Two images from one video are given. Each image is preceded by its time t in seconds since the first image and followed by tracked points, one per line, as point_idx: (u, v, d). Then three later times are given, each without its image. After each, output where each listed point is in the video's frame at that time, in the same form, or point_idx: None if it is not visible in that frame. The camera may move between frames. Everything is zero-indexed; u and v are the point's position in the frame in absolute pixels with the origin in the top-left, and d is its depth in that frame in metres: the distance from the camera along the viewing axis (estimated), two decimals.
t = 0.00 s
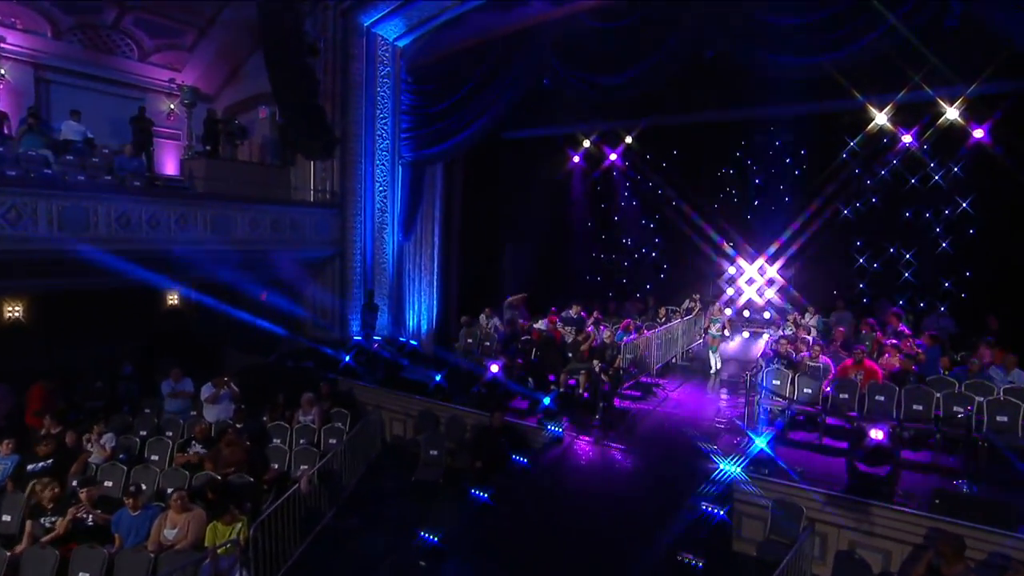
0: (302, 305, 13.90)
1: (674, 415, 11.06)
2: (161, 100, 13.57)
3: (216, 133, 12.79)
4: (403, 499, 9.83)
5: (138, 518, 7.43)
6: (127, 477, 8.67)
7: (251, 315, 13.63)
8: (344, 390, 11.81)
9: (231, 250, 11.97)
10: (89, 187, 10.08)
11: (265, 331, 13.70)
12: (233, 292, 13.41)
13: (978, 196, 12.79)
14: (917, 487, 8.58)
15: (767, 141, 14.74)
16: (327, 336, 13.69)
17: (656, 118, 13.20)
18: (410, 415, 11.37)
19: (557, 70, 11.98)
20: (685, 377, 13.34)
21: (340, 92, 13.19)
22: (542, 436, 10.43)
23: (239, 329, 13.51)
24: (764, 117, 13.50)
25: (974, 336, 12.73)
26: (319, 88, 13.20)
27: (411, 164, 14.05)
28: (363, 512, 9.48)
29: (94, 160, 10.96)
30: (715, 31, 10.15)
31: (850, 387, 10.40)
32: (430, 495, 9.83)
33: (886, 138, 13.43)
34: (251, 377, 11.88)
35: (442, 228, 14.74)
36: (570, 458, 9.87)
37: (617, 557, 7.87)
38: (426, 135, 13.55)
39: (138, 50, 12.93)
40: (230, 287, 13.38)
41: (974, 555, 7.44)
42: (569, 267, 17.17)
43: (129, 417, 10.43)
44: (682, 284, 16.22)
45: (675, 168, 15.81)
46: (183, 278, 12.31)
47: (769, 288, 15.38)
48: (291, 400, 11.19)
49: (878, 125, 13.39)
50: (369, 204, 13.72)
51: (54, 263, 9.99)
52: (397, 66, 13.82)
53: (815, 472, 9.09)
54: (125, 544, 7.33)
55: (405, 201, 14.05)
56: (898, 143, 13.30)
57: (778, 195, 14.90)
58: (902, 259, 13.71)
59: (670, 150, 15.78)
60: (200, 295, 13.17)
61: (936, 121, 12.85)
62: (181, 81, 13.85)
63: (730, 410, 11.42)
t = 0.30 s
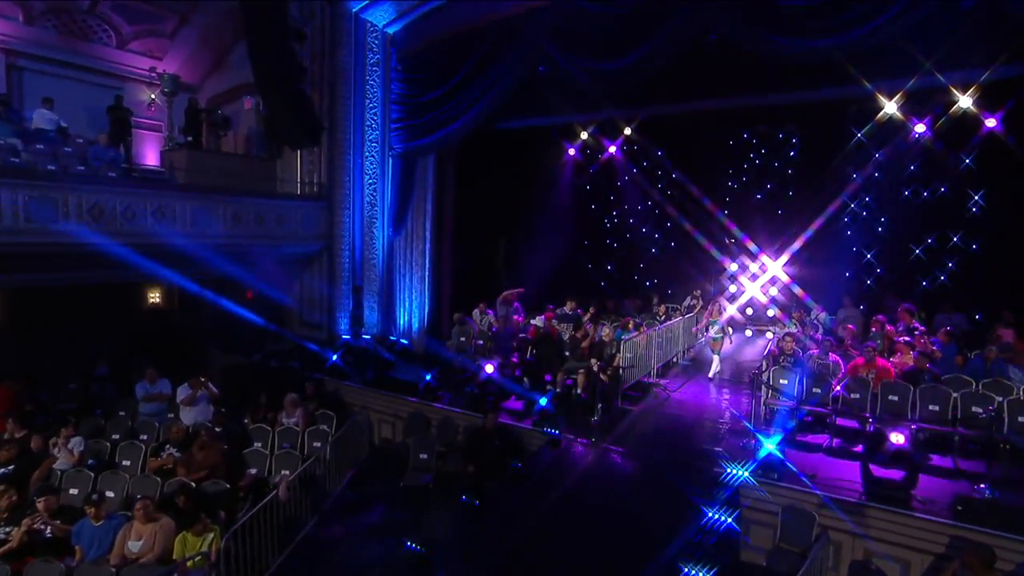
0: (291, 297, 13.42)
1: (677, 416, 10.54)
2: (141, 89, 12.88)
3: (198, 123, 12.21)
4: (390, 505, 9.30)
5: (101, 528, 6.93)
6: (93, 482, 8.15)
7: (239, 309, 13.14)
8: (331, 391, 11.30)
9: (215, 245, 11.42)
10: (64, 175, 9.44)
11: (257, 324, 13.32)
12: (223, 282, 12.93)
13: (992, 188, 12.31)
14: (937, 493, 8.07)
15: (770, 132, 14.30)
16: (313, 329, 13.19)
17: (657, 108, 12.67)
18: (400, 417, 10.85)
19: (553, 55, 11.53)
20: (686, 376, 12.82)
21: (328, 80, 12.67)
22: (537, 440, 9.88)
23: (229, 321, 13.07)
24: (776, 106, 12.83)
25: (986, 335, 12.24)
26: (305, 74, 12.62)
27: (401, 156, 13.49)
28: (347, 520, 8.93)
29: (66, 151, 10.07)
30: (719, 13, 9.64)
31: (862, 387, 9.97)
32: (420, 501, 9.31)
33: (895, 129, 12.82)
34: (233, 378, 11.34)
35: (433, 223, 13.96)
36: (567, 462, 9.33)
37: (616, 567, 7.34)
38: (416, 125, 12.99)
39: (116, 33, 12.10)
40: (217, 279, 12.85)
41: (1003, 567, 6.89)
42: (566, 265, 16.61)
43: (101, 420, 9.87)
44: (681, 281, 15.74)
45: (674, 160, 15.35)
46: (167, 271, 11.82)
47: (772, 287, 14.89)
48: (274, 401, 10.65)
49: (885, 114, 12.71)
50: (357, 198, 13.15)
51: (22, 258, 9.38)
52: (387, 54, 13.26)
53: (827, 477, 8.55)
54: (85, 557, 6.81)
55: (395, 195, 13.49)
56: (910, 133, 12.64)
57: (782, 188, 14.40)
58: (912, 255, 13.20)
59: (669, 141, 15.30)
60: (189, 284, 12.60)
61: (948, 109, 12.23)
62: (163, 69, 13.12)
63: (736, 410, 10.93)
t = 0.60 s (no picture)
0: (274, 295, 12.90)
1: (679, 417, 10.03)
2: (118, 77, 12.25)
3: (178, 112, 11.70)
4: (376, 513, 8.78)
5: (56, 540, 6.41)
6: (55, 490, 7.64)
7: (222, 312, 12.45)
8: (316, 391, 10.81)
9: (194, 239, 10.78)
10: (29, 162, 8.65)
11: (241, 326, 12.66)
12: (206, 285, 12.15)
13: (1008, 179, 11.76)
14: (956, 499, 7.57)
15: (773, 121, 13.62)
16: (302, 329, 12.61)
17: (658, 96, 12.15)
18: (388, 419, 10.36)
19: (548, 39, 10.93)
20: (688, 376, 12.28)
21: (314, 69, 12.07)
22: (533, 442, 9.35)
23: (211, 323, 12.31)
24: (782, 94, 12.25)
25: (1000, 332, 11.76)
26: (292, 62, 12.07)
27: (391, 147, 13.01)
28: (330, 529, 8.40)
29: (34, 137, 9.59)
30: None
31: (874, 385, 9.52)
32: (407, 508, 8.80)
33: (905, 119, 12.31)
34: (213, 379, 10.81)
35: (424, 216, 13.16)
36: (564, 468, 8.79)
37: None
38: (405, 115, 12.48)
39: (92, 20, 11.60)
40: (198, 282, 12.06)
41: None
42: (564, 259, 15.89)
43: (70, 423, 9.33)
44: (685, 276, 15.13)
45: (674, 153, 14.80)
46: (145, 269, 11.02)
47: (776, 283, 14.30)
48: (254, 403, 10.12)
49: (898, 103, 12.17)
50: (345, 191, 12.64)
51: None
52: (376, 40, 12.75)
53: (839, 482, 8.01)
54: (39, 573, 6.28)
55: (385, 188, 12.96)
56: (924, 121, 12.15)
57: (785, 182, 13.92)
58: (921, 250, 12.72)
59: (671, 133, 14.70)
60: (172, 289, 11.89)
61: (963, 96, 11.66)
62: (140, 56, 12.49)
63: (741, 411, 10.42)
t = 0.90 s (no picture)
0: (258, 295, 12.44)
1: (679, 418, 9.54)
2: (94, 66, 11.79)
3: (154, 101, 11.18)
4: (358, 521, 8.26)
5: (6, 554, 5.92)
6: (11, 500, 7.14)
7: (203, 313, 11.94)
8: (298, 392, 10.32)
9: (169, 232, 10.22)
10: None
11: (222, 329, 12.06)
12: (186, 287, 11.70)
13: None
14: (976, 506, 7.08)
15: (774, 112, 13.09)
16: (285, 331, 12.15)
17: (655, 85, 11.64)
18: (373, 420, 9.86)
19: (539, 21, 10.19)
20: (688, 376, 11.75)
21: (297, 54, 11.64)
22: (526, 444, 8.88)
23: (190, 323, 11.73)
24: (785, 82, 11.74)
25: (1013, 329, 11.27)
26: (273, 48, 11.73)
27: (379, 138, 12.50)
28: (307, 537, 7.87)
29: None
30: None
31: (885, 385, 8.94)
32: (391, 515, 8.29)
33: (912, 108, 11.97)
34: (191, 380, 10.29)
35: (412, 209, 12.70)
36: (558, 470, 8.27)
37: None
38: (394, 104, 11.97)
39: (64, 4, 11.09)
40: (177, 285, 11.57)
41: None
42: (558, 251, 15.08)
43: (35, 426, 8.83)
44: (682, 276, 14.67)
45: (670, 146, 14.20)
46: (118, 265, 10.51)
47: (778, 280, 13.81)
48: (231, 405, 9.62)
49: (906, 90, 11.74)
50: (330, 183, 12.08)
51: None
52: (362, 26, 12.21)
53: (850, 486, 7.54)
54: None
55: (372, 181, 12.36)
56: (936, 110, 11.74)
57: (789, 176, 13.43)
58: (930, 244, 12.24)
59: (668, 126, 14.10)
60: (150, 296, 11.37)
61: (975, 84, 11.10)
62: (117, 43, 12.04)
63: (746, 411, 9.93)
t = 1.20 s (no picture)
0: (239, 293, 11.91)
1: (676, 417, 9.11)
2: (66, 52, 11.33)
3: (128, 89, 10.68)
4: (338, 528, 7.79)
5: None
6: None
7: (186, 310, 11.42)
8: (278, 392, 9.83)
9: (144, 225, 9.74)
10: None
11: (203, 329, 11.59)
12: (168, 289, 11.16)
13: None
14: (998, 512, 6.60)
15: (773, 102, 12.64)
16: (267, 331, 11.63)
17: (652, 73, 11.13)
18: (356, 422, 9.39)
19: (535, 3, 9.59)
20: (686, 375, 11.25)
21: (278, 41, 11.22)
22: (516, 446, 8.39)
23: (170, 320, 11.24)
24: (789, 70, 11.25)
25: None
26: (254, 33, 11.24)
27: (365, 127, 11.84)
28: (283, 547, 7.39)
29: None
30: None
31: (895, 383, 8.46)
32: (373, 523, 7.81)
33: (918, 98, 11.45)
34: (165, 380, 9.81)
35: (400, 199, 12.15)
36: (550, 473, 7.81)
37: None
38: (381, 92, 11.27)
39: None
40: (160, 287, 11.05)
41: None
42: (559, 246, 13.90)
43: None
44: (680, 274, 14.01)
45: (665, 140, 13.45)
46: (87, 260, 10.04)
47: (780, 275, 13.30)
48: (206, 405, 9.12)
49: (914, 77, 11.16)
50: (314, 174, 11.55)
51: None
52: (348, 8, 11.51)
53: (859, 489, 7.08)
54: None
55: (357, 173, 11.75)
56: (945, 98, 11.21)
57: (790, 168, 12.95)
58: (939, 238, 11.79)
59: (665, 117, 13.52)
60: (129, 296, 10.88)
61: (987, 70, 10.57)
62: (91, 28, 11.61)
63: (748, 411, 9.47)
